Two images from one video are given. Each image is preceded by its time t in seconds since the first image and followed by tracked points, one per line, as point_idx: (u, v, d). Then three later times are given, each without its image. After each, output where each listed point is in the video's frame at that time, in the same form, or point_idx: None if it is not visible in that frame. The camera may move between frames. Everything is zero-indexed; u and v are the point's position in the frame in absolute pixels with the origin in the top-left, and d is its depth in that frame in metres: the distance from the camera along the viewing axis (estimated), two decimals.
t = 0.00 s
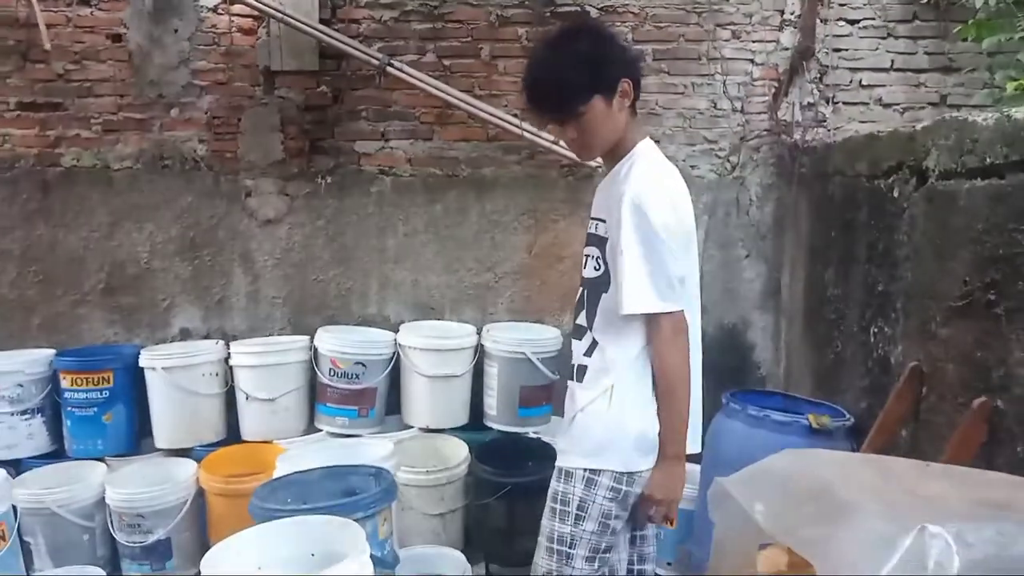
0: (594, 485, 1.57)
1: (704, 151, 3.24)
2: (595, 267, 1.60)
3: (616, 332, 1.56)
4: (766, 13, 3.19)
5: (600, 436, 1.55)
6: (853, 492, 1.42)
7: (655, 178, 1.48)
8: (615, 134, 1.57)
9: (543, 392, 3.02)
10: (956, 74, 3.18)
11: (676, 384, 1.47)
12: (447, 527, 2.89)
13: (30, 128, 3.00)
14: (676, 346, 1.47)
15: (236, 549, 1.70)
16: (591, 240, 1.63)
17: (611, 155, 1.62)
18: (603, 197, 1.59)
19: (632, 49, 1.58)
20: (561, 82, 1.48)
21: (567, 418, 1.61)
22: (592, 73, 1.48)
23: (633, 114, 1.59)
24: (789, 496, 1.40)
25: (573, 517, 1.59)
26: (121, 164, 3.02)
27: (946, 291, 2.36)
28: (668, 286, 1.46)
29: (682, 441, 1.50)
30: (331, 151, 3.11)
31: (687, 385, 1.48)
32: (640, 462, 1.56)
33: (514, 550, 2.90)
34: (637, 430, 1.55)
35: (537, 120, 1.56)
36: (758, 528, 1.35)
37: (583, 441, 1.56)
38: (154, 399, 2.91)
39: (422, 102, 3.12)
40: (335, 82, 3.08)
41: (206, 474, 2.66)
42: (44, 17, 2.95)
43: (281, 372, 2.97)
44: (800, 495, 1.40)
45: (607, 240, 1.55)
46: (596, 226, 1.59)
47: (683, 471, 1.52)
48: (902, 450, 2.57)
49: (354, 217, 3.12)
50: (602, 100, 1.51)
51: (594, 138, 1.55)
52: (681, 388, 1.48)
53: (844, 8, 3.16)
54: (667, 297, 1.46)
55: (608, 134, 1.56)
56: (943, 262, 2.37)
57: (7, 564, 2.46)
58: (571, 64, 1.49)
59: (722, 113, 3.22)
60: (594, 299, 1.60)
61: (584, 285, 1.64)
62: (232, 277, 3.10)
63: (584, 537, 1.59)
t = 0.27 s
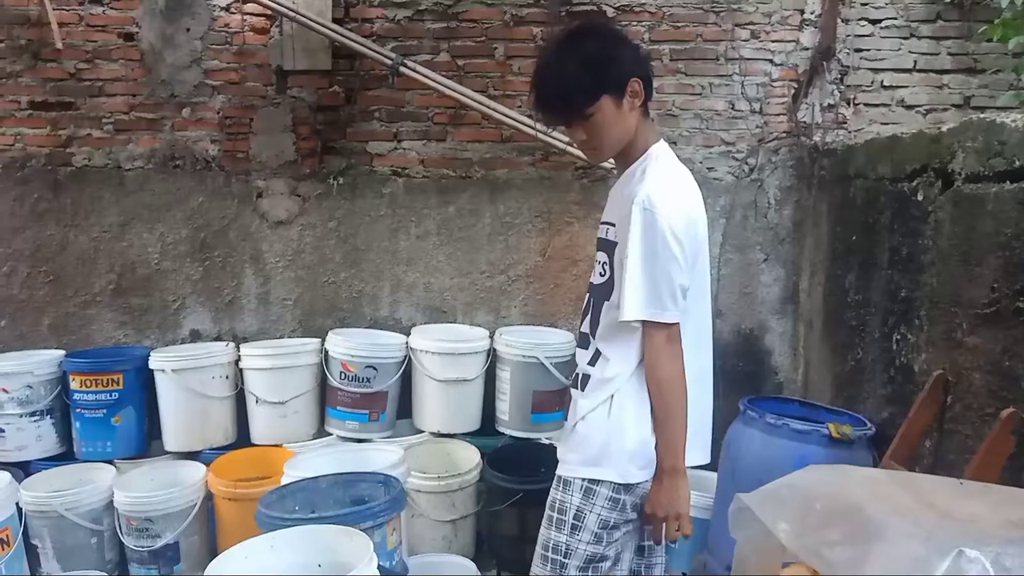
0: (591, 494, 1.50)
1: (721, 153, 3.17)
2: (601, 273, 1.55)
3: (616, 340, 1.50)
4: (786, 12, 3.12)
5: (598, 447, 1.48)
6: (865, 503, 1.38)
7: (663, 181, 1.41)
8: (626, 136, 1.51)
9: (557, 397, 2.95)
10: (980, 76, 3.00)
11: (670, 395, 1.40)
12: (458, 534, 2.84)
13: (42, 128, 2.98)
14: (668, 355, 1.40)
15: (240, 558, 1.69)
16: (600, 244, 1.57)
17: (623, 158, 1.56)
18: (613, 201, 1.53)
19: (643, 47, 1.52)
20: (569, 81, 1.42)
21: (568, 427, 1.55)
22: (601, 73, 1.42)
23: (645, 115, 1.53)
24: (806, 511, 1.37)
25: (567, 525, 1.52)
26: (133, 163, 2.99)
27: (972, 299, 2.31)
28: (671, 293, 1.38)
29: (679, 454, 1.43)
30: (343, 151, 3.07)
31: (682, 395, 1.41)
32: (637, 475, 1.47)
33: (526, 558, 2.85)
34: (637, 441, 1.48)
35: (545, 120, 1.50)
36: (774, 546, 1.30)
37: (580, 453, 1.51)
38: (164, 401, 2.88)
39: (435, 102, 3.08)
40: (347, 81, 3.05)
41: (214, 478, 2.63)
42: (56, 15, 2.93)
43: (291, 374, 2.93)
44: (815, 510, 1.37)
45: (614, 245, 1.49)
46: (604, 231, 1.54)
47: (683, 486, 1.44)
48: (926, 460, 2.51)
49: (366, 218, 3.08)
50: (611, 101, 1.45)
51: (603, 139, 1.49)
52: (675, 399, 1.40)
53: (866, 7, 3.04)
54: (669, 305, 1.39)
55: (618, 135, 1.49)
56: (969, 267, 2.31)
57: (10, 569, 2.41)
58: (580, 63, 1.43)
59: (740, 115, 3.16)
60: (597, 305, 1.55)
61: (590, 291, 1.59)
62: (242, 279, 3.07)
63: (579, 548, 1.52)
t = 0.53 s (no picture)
0: (584, 500, 1.50)
1: (739, 157, 3.12)
2: (608, 281, 1.53)
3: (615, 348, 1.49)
4: (806, 15, 3.06)
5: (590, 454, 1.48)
6: (876, 539, 1.40)
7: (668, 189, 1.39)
8: (635, 143, 1.48)
9: (570, 404, 2.91)
10: (1005, 80, 2.90)
11: (655, 407, 1.36)
12: (468, 542, 2.80)
13: (55, 128, 2.97)
14: (657, 365, 1.37)
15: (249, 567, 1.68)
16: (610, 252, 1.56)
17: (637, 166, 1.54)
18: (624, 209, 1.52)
19: (652, 51, 1.48)
20: (572, 91, 1.41)
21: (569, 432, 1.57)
22: (606, 80, 1.40)
23: (655, 120, 1.50)
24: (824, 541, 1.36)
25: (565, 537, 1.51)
26: (145, 165, 2.98)
27: (996, 310, 2.25)
28: (672, 303, 1.35)
29: (661, 470, 1.39)
30: (356, 154, 3.05)
31: (670, 409, 1.37)
32: (625, 486, 1.45)
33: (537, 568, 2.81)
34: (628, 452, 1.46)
35: (552, 129, 1.49)
36: (788, 566, 1.27)
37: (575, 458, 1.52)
38: (174, 404, 2.86)
39: (449, 104, 3.05)
40: (360, 83, 3.02)
41: (223, 482, 2.61)
42: (70, 16, 2.93)
43: (302, 378, 2.91)
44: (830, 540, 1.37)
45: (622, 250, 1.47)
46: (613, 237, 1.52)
47: (664, 504, 1.40)
48: (947, 474, 2.45)
49: (379, 221, 3.06)
50: (615, 108, 1.42)
51: (610, 147, 1.47)
52: (659, 411, 1.37)
53: (887, 10, 2.98)
54: (665, 314, 1.36)
55: (626, 143, 1.47)
56: (994, 278, 2.26)
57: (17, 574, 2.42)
58: (583, 71, 1.41)
59: (758, 118, 3.11)
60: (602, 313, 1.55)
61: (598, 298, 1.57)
62: (254, 281, 3.05)
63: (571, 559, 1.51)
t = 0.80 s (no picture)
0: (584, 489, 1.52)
1: (762, 154, 3.07)
2: (614, 270, 1.52)
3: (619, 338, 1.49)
4: (832, 10, 3.01)
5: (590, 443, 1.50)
6: (896, 552, 1.57)
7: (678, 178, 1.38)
8: (636, 138, 1.50)
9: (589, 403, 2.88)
10: None
11: (658, 396, 1.34)
12: (485, 541, 2.78)
13: (77, 123, 2.98)
14: (664, 354, 1.35)
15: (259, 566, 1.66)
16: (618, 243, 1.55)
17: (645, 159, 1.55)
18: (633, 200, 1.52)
19: (654, 49, 1.50)
20: (570, 88, 1.46)
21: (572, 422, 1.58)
22: (603, 77, 1.44)
23: (658, 116, 1.52)
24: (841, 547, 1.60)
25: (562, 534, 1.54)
26: (166, 160, 2.99)
27: None
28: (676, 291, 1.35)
29: (655, 462, 1.36)
30: (376, 150, 3.04)
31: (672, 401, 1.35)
32: (621, 477, 1.45)
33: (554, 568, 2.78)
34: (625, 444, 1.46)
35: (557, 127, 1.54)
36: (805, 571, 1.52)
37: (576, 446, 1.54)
38: (193, 399, 2.87)
39: (469, 100, 3.03)
40: (381, 79, 3.01)
41: (240, 477, 2.61)
42: (92, 11, 2.93)
43: (320, 374, 2.90)
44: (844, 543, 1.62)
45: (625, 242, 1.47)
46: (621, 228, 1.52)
47: (653, 498, 1.38)
48: (975, 479, 2.39)
49: (398, 217, 3.04)
50: (614, 104, 1.46)
51: (611, 142, 1.50)
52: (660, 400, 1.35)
53: (916, 5, 2.90)
54: (673, 302, 1.35)
55: (628, 138, 1.49)
56: None
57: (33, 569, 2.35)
58: (581, 68, 1.45)
59: (783, 115, 3.06)
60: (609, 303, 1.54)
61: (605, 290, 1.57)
62: (273, 277, 3.05)
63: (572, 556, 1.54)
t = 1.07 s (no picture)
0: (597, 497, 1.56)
1: (791, 147, 3.02)
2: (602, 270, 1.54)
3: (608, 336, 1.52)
4: None
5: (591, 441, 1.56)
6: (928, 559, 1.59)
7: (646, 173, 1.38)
8: (625, 137, 1.50)
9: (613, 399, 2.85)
10: None
11: (631, 394, 1.37)
12: (508, 535, 2.76)
13: (104, 115, 3.00)
14: (634, 353, 1.37)
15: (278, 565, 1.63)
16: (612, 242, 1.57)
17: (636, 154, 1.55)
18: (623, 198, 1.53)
19: (641, 44, 1.49)
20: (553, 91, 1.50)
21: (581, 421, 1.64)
22: (584, 78, 1.46)
23: (648, 112, 1.50)
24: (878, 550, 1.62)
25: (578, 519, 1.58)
26: (192, 152, 3.00)
27: None
28: (641, 293, 1.36)
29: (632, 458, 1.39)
30: (400, 142, 3.03)
31: (645, 398, 1.37)
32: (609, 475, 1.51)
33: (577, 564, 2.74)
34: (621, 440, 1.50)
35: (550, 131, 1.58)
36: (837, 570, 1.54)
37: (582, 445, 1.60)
38: (218, 390, 2.88)
39: (493, 92, 3.00)
40: (405, 71, 3.00)
41: (264, 469, 2.61)
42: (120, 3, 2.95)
43: (343, 366, 2.89)
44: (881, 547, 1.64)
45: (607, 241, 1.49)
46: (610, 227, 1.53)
47: (634, 495, 1.42)
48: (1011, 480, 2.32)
49: (422, 210, 3.03)
50: (596, 104, 1.47)
51: (597, 143, 1.51)
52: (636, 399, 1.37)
53: None
54: (641, 299, 1.36)
55: (612, 138, 1.50)
56: None
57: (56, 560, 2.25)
58: (563, 69, 1.49)
59: (813, 107, 3.01)
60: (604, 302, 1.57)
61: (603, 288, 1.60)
62: (298, 269, 3.05)
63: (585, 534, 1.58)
